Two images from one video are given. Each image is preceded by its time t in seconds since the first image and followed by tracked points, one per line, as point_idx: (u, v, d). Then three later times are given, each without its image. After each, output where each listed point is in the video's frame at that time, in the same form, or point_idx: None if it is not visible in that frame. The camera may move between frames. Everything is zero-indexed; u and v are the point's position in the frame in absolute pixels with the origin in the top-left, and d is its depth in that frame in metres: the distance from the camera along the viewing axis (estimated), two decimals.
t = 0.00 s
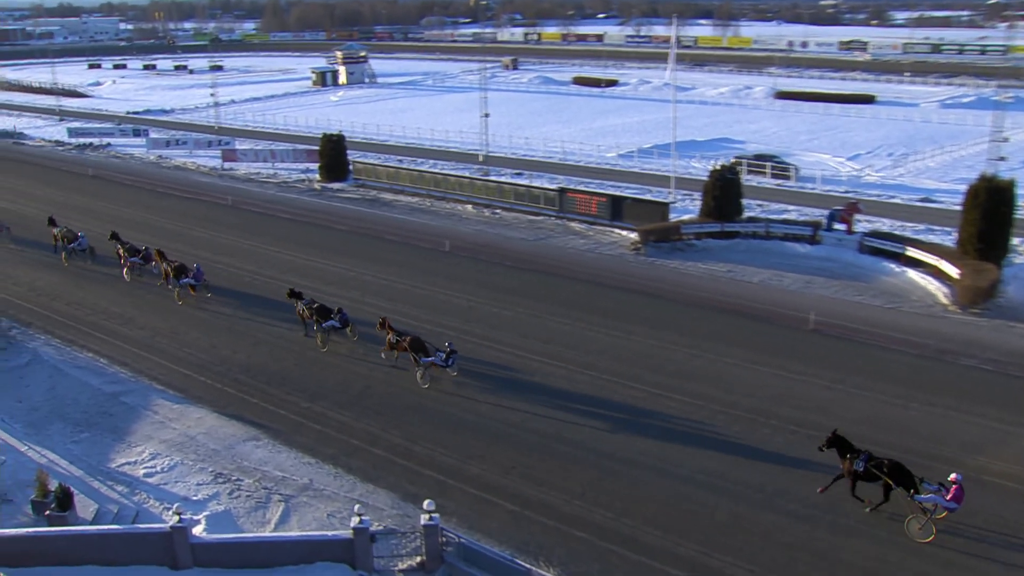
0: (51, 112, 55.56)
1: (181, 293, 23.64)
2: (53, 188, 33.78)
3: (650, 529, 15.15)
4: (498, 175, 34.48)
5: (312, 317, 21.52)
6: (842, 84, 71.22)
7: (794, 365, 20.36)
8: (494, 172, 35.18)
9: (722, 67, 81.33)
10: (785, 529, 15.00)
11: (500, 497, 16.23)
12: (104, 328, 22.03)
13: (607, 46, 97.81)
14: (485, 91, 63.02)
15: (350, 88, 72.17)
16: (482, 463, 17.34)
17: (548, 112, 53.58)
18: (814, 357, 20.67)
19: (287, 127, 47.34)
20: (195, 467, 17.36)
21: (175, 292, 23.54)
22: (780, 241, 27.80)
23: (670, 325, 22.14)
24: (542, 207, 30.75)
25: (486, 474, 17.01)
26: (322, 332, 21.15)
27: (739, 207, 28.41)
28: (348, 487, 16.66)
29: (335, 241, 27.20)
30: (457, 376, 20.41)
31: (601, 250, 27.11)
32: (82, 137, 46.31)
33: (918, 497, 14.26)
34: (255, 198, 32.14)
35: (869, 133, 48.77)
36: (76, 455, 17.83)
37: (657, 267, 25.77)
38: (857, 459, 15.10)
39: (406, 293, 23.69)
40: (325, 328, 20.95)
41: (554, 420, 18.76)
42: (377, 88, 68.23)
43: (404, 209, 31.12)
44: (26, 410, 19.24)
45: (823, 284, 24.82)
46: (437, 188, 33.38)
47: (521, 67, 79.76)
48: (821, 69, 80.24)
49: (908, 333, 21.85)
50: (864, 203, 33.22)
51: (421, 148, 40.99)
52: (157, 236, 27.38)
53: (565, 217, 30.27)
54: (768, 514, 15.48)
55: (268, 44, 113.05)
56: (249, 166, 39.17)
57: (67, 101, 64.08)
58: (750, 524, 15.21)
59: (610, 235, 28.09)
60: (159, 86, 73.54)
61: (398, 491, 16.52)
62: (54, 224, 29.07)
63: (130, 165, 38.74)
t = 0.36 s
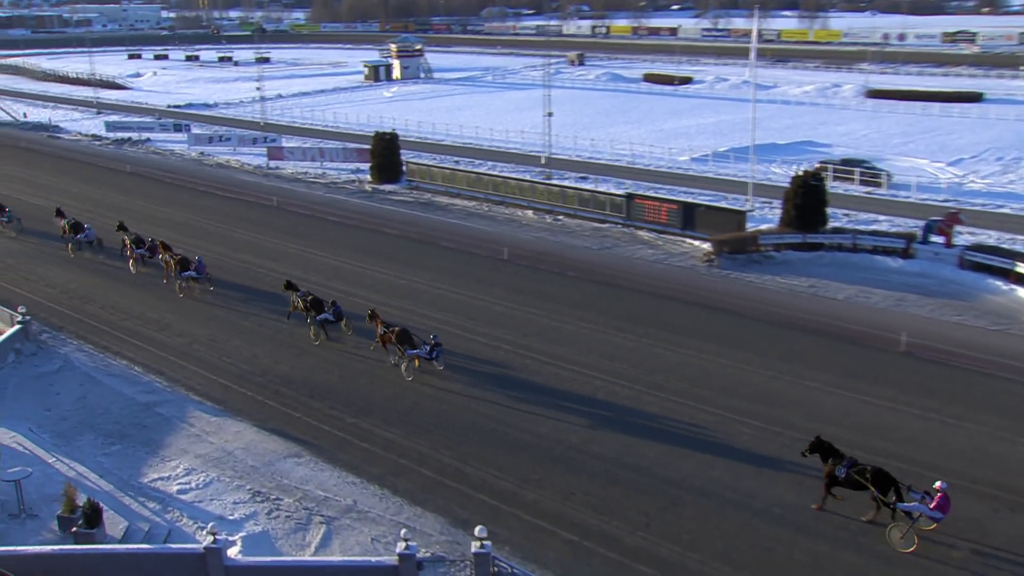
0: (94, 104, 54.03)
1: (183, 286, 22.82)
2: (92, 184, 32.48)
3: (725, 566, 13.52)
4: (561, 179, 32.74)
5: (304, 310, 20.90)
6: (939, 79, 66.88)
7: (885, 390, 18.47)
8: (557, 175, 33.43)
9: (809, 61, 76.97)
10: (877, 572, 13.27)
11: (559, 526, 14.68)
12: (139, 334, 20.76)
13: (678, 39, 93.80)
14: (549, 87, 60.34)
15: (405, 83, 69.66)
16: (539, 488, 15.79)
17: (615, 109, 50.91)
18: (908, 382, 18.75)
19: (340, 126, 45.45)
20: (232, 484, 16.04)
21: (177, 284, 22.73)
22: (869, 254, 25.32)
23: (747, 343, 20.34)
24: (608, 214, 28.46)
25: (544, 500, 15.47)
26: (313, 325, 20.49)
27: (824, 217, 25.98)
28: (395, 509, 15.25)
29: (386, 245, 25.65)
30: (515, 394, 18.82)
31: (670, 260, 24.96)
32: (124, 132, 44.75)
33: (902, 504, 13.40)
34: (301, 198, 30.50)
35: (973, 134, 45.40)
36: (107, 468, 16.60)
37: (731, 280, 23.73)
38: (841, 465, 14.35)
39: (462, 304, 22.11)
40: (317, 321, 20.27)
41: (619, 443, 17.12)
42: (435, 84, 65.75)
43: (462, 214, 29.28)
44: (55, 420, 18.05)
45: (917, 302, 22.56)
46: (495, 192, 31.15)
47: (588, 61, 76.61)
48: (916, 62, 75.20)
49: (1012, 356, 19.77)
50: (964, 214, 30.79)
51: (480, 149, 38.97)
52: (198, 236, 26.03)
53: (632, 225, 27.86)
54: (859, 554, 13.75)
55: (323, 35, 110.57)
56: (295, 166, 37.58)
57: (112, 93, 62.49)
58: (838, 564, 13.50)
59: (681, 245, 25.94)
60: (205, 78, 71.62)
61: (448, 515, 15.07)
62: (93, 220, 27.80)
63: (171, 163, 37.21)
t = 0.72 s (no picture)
0: (135, 99, 51.77)
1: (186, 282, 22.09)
2: (135, 183, 31.35)
3: None
4: (626, 188, 31.11)
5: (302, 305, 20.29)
6: None
7: (985, 420, 16.71)
8: (621, 183, 31.82)
9: (897, 60, 72.90)
10: None
11: (620, 561, 13.30)
12: (177, 344, 19.62)
13: (750, 36, 89.80)
14: (614, 88, 57.58)
15: (461, 82, 67.02)
16: (599, 518, 14.40)
17: (684, 114, 48.24)
18: (1010, 412, 16.96)
19: (393, 128, 43.50)
20: (271, 505, 14.92)
21: (180, 280, 21.99)
22: (964, 272, 23.27)
23: (828, 366, 18.68)
24: (676, 225, 26.61)
25: (604, 532, 14.07)
26: (308, 320, 19.89)
27: (913, 231, 23.87)
28: (443, 537, 14.01)
29: (440, 254, 24.26)
30: (574, 416, 17.41)
31: (742, 275, 23.22)
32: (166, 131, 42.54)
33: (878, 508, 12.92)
34: (349, 202, 28.92)
35: None
36: (140, 485, 15.55)
37: (809, 298, 22.01)
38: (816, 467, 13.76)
39: (519, 319, 20.70)
40: (313, 316, 19.66)
41: (686, 471, 15.66)
42: (494, 83, 63.10)
43: (522, 222, 27.76)
44: (87, 433, 17.02)
45: (1019, 325, 20.60)
46: (555, 200, 29.26)
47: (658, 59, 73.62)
48: (1013, 60, 70.48)
49: None
50: None
51: (541, 156, 37.05)
52: (243, 240, 24.81)
53: (701, 237, 26.06)
54: None
55: (377, 31, 107.91)
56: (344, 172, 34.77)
57: (154, 90, 60.04)
58: None
59: (754, 259, 24.10)
60: (257, 74, 69.79)
61: (499, 545, 13.76)
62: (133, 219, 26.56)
63: (213, 165, 35.04)
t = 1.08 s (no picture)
0: (178, 102, 49.70)
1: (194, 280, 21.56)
2: (179, 186, 30.24)
3: None
4: (694, 201, 29.71)
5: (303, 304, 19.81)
6: None
7: None
8: (688, 196, 30.42)
9: (989, 64, 69.43)
10: None
11: None
12: (219, 358, 18.67)
13: (828, 39, 86.07)
14: (681, 95, 55.01)
15: (519, 88, 64.46)
16: (664, 554, 13.20)
17: (755, 124, 45.86)
18: None
19: (447, 135, 41.63)
20: (313, 530, 13.94)
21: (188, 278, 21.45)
22: None
23: (914, 395, 17.23)
24: (746, 241, 25.08)
25: (669, 568, 12.88)
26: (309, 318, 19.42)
27: (1011, 249, 22.29)
28: (496, 570, 12.91)
29: (494, 267, 23.03)
30: (635, 444, 16.18)
31: (819, 296, 21.74)
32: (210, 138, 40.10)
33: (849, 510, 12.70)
34: (400, 211, 27.63)
35: None
36: (177, 506, 14.65)
37: (893, 320, 20.50)
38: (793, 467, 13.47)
39: (577, 338, 19.45)
40: (313, 315, 19.20)
41: (758, 504, 14.38)
42: (554, 88, 60.57)
43: (583, 236, 26.37)
44: (125, 450, 16.16)
45: None
46: (617, 213, 27.75)
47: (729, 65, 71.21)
48: None
49: None
50: None
51: (602, 167, 35.31)
52: (289, 249, 23.76)
53: (773, 254, 24.51)
54: None
55: (430, 32, 105.24)
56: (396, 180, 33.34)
57: (198, 92, 57.66)
58: None
59: (831, 279, 22.56)
60: (309, 74, 68.06)
61: None
62: (177, 224, 25.55)
63: (257, 171, 33.07)
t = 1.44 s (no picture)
0: (219, 102, 47.91)
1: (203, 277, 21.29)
2: (218, 190, 28.98)
3: None
4: (764, 213, 28.22)
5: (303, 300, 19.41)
6: None
7: None
8: (756, 208, 28.91)
9: None
10: None
11: None
12: (258, 373, 17.76)
13: (914, 38, 82.39)
14: (749, 100, 52.55)
15: (576, 92, 60.70)
16: None
17: (830, 131, 43.75)
18: None
19: (499, 141, 39.87)
20: (355, 557, 13.01)
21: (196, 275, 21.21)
22: None
23: (1005, 425, 15.81)
24: (819, 256, 23.61)
25: None
26: (309, 313, 19.04)
27: None
28: None
29: (548, 282, 21.84)
30: (698, 472, 15.00)
31: (898, 316, 20.28)
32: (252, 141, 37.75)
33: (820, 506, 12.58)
34: (451, 222, 26.46)
35: None
36: (212, 528, 13.77)
37: (981, 342, 18.98)
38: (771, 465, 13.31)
39: (636, 357, 18.23)
40: (314, 310, 18.83)
41: (833, 539, 13.15)
42: (611, 91, 58.18)
43: (644, 249, 24.92)
44: (160, 468, 15.31)
45: None
46: (680, 225, 26.23)
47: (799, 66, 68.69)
48: None
49: None
50: None
51: (663, 176, 33.61)
52: (333, 260, 22.77)
53: (848, 270, 23.02)
54: None
55: (482, 31, 102.58)
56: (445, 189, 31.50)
57: (239, 92, 55.67)
58: None
59: (913, 298, 21.05)
60: (359, 73, 65.88)
61: None
62: (219, 233, 24.63)
63: (301, 177, 31.59)
